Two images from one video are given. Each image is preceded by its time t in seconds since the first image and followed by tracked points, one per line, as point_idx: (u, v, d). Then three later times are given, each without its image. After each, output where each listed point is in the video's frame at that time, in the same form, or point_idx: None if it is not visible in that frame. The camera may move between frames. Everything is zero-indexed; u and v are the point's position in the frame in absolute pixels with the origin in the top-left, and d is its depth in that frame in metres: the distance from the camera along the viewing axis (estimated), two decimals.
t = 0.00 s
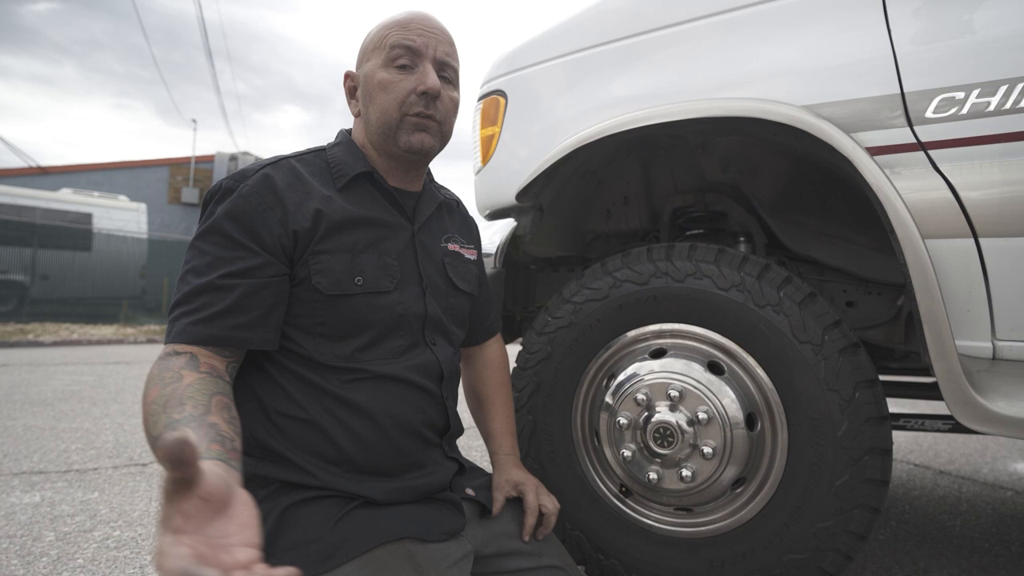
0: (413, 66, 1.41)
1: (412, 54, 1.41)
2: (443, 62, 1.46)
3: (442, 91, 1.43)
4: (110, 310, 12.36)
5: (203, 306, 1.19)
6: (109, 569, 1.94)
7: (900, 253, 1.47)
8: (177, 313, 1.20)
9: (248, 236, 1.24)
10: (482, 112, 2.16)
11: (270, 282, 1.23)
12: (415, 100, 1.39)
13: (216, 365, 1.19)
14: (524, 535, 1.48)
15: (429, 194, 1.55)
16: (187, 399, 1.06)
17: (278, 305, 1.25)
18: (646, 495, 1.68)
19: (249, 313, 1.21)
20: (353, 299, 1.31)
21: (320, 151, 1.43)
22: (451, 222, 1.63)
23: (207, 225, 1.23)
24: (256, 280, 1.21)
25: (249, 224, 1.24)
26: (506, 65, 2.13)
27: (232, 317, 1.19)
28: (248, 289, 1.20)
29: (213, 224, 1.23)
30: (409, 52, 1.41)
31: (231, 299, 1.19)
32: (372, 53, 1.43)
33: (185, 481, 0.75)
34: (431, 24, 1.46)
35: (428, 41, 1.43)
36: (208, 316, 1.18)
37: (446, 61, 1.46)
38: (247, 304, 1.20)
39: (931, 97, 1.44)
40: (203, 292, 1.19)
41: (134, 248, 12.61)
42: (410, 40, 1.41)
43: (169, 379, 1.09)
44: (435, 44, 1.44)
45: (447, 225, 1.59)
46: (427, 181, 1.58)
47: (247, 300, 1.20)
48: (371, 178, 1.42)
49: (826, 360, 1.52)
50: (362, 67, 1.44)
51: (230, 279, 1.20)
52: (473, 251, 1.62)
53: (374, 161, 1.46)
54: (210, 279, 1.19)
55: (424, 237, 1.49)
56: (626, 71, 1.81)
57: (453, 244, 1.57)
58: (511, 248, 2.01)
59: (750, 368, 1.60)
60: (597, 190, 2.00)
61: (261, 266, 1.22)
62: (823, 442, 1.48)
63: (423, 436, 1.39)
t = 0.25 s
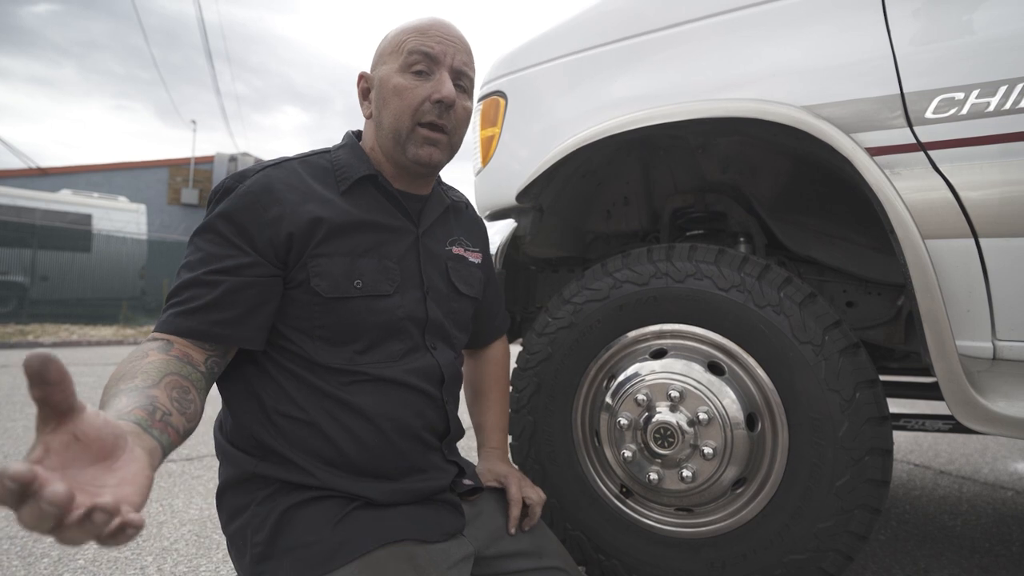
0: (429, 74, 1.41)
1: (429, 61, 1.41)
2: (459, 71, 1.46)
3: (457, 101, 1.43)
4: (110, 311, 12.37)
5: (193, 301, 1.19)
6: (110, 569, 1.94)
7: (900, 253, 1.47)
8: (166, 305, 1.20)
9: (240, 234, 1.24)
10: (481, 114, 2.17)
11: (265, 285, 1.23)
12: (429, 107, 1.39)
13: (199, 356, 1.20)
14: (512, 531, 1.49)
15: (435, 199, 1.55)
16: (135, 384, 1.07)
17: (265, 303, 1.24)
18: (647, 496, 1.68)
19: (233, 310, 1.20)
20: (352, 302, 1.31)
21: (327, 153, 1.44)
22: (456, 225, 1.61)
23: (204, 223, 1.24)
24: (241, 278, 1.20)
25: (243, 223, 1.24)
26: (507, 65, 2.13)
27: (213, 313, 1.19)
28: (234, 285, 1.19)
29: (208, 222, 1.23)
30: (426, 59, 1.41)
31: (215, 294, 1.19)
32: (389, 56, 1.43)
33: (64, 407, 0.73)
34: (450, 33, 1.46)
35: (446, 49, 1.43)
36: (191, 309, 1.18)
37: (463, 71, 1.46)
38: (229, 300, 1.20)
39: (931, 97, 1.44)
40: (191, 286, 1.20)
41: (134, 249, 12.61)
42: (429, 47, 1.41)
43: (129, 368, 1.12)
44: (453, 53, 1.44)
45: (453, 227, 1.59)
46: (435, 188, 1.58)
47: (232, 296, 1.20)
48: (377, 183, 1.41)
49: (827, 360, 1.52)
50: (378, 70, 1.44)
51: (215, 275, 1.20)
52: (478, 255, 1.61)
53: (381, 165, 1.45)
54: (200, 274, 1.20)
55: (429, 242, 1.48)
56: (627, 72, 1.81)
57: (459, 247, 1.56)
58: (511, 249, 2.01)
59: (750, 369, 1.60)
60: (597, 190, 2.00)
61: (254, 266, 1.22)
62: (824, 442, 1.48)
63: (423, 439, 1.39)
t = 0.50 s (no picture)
0: (451, 83, 1.40)
1: (452, 70, 1.40)
2: (478, 82, 1.46)
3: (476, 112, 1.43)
4: (109, 313, 12.37)
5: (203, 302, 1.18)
6: (110, 571, 1.94)
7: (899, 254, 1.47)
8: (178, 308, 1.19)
9: (252, 236, 1.24)
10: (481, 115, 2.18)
11: (276, 286, 1.24)
12: (450, 117, 1.38)
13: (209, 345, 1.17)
14: (512, 531, 1.49)
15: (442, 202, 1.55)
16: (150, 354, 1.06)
17: (276, 305, 1.24)
18: (647, 496, 1.68)
19: (245, 312, 1.20)
20: (360, 305, 1.31)
21: (334, 155, 1.43)
22: (462, 226, 1.61)
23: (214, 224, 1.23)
24: (253, 280, 1.21)
25: (254, 225, 1.23)
26: (508, 66, 2.13)
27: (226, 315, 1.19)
28: (246, 287, 1.20)
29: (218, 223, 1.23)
30: (449, 68, 1.40)
31: (229, 296, 1.19)
32: (410, 60, 1.41)
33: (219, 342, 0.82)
34: (472, 42, 1.45)
35: (469, 59, 1.42)
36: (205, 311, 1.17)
37: (482, 81, 1.46)
38: (242, 303, 1.20)
39: (930, 98, 1.44)
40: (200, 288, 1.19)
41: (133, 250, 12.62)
42: (453, 56, 1.40)
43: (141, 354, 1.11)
44: (475, 63, 1.43)
45: (458, 230, 1.59)
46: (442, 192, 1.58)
47: (245, 298, 1.20)
48: (385, 186, 1.42)
49: (827, 361, 1.52)
50: (396, 72, 1.41)
51: (226, 277, 1.20)
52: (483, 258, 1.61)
53: (391, 168, 1.44)
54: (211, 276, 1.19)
55: (436, 244, 1.48)
56: (627, 72, 1.81)
57: (463, 249, 1.56)
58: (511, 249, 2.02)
59: (750, 369, 1.60)
60: (597, 191, 2.01)
61: (264, 268, 1.22)
62: (824, 442, 1.48)
63: (427, 442, 1.39)
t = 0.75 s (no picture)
0: (477, 93, 1.38)
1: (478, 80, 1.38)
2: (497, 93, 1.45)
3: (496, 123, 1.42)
4: (109, 314, 12.38)
5: (253, 320, 1.15)
6: (110, 573, 1.94)
7: (898, 255, 1.48)
8: (221, 325, 1.14)
9: (293, 246, 1.21)
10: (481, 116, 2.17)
11: (319, 297, 1.22)
12: (475, 126, 1.36)
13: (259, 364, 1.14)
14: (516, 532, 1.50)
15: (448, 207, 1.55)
16: (265, 407, 1.08)
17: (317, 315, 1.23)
18: (647, 498, 1.68)
19: (299, 326, 1.19)
20: (381, 311, 1.31)
21: (347, 158, 1.40)
22: (464, 228, 1.61)
23: (247, 232, 1.18)
24: (307, 292, 1.20)
25: (295, 234, 1.21)
26: (509, 67, 2.13)
27: (284, 331, 1.17)
28: (303, 301, 1.19)
29: (253, 232, 1.18)
30: (474, 78, 1.37)
31: (287, 312, 1.17)
32: (434, 66, 1.37)
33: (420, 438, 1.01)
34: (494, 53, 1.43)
35: (492, 72, 1.40)
36: (262, 329, 1.15)
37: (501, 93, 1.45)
38: (299, 317, 1.19)
39: (929, 100, 1.44)
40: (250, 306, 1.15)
41: (132, 252, 12.62)
42: (479, 66, 1.37)
43: (219, 401, 1.08)
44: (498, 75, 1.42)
45: (462, 232, 1.59)
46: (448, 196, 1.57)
47: (301, 313, 1.19)
48: (399, 191, 1.40)
49: (826, 362, 1.52)
50: (419, 77, 1.37)
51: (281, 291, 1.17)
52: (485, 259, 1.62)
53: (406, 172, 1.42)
54: (259, 292, 1.16)
55: (445, 246, 1.48)
56: (628, 74, 1.81)
57: (468, 252, 1.56)
58: (512, 250, 2.04)
59: (749, 371, 1.61)
60: (597, 191, 2.01)
61: (310, 279, 1.21)
62: (823, 443, 1.49)
63: (432, 443, 1.39)
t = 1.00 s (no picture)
0: (476, 91, 1.39)
1: (477, 79, 1.38)
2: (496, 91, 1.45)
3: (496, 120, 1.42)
4: (106, 314, 12.37)
5: (305, 323, 1.16)
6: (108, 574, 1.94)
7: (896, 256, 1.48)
8: (273, 329, 1.15)
9: (331, 248, 1.22)
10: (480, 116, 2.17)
11: (353, 297, 1.23)
12: (476, 125, 1.37)
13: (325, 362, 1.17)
14: (518, 527, 1.51)
15: (449, 207, 1.56)
16: (353, 393, 1.15)
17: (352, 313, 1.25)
18: (645, 498, 1.68)
19: (343, 326, 1.21)
20: (401, 310, 1.31)
21: (357, 158, 1.40)
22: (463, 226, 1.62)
23: (285, 236, 1.19)
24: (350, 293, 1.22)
25: (327, 234, 1.22)
26: (508, 67, 2.13)
27: (334, 331, 1.19)
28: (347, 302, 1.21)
29: (294, 235, 1.19)
30: (473, 77, 1.38)
31: (335, 313, 1.19)
32: (433, 66, 1.37)
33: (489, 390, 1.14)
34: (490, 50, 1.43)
35: (491, 70, 1.41)
36: (315, 332, 1.16)
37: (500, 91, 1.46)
38: (345, 317, 1.21)
39: (927, 101, 1.44)
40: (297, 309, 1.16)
41: (130, 252, 12.60)
42: (478, 65, 1.38)
43: (302, 400, 1.13)
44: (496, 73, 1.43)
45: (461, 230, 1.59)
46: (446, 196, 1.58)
47: (344, 313, 1.21)
48: (407, 192, 1.40)
49: (824, 362, 1.53)
50: (418, 78, 1.37)
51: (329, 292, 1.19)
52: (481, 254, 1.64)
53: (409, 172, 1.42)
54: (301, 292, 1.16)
55: (449, 246, 1.49)
56: (627, 74, 1.81)
57: (468, 249, 1.57)
58: (511, 251, 2.07)
59: (747, 371, 1.61)
60: (595, 192, 2.01)
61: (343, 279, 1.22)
62: (821, 443, 1.49)
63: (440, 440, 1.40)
